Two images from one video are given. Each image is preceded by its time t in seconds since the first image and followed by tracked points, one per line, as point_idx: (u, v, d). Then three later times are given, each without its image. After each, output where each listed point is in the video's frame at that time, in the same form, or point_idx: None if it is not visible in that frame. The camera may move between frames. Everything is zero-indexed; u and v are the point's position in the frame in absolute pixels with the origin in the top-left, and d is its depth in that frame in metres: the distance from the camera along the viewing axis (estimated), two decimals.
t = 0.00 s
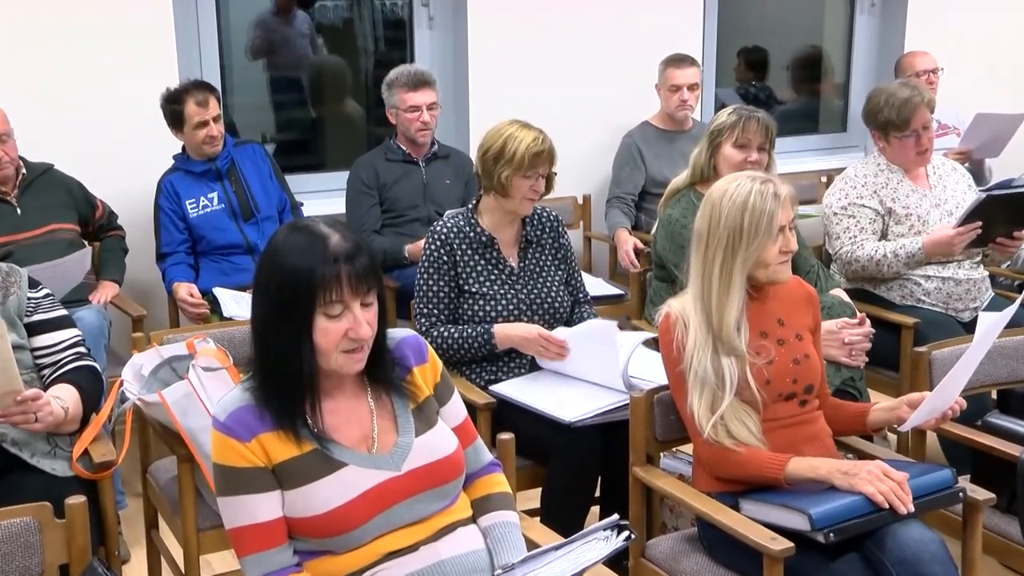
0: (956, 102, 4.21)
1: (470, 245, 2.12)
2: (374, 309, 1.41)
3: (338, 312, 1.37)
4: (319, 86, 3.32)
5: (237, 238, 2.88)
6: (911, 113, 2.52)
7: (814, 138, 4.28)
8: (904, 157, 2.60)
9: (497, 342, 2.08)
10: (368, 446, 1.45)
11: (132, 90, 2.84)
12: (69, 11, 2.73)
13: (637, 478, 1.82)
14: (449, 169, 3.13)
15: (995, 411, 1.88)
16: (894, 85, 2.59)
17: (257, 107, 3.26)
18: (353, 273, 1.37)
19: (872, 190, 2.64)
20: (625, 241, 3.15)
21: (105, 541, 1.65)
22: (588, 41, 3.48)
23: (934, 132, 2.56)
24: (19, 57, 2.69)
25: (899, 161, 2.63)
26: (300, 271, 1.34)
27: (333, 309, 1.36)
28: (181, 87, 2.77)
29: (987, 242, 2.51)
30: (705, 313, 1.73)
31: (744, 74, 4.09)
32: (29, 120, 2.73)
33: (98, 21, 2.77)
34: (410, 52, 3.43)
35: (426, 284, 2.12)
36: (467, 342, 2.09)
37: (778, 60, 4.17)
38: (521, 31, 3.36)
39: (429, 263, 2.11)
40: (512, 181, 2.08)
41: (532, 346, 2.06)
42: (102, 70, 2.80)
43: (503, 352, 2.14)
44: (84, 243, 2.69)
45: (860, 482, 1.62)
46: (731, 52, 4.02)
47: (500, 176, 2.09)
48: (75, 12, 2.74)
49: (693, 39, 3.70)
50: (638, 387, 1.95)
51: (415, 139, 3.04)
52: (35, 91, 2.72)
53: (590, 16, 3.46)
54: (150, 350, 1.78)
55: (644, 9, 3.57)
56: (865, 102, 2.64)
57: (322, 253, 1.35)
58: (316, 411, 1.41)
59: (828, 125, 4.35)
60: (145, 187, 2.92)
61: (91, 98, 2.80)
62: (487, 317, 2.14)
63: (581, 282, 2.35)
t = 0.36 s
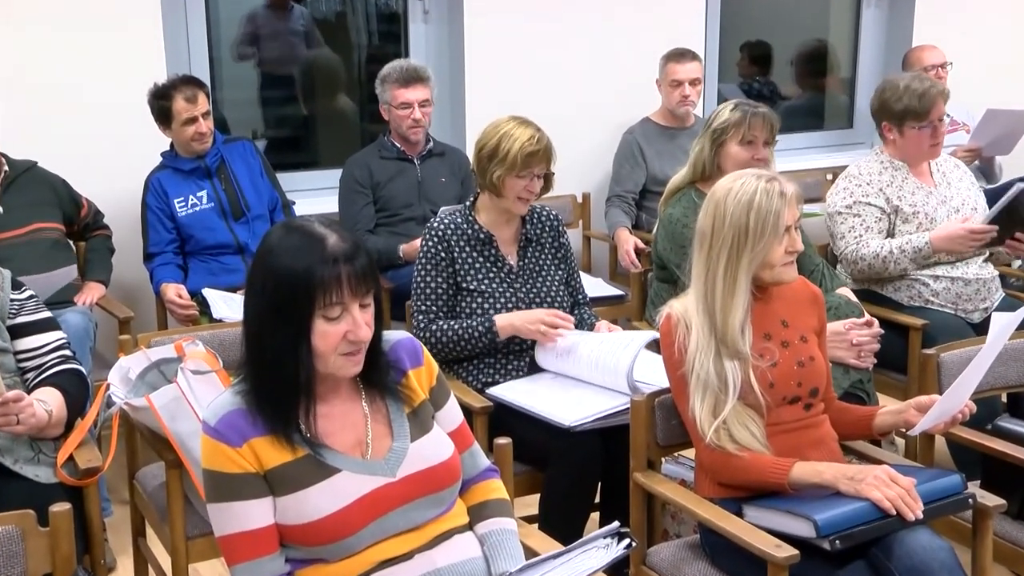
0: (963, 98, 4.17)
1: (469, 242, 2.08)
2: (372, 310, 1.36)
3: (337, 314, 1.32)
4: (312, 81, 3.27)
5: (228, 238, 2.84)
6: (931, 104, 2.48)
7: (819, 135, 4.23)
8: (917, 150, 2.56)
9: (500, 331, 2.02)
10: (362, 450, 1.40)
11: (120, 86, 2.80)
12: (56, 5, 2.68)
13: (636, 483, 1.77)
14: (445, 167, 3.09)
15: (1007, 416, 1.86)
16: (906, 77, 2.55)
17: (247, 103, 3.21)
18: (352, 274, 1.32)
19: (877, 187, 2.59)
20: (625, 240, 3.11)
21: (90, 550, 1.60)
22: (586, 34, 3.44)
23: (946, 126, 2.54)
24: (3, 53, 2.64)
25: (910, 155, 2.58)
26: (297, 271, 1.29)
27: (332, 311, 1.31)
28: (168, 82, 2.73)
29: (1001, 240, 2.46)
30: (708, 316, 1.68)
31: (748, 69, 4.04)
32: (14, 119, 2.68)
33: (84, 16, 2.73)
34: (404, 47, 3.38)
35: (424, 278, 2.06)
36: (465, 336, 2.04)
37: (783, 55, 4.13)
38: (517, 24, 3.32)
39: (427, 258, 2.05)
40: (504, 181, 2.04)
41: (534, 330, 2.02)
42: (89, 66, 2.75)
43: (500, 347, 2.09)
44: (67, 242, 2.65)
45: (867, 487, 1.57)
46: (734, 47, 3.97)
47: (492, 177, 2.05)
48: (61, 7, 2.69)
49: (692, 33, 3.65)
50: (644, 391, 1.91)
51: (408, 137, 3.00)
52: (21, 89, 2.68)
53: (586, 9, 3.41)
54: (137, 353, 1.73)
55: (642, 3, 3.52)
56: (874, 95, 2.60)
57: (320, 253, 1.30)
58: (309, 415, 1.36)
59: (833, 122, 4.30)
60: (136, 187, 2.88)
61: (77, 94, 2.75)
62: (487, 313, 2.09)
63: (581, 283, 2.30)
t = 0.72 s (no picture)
0: (969, 95, 4.13)
1: (471, 241, 2.05)
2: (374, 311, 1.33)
3: (339, 315, 1.28)
4: (308, 78, 3.25)
5: (222, 238, 2.81)
6: (929, 102, 2.47)
7: (824, 133, 4.20)
8: (909, 149, 2.54)
9: (505, 341, 2.01)
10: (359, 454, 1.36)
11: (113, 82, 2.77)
12: None
13: (638, 487, 1.73)
14: (443, 165, 3.06)
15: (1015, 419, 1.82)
16: (898, 76, 2.54)
17: (242, 100, 3.18)
18: (355, 274, 1.29)
19: (862, 194, 2.56)
20: (626, 241, 3.08)
21: (81, 556, 1.58)
22: (586, 31, 3.41)
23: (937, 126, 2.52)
24: None
25: (901, 153, 2.55)
26: (297, 273, 1.25)
27: (335, 312, 1.28)
28: (161, 79, 2.70)
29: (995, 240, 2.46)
30: (710, 318, 1.65)
31: (752, 65, 4.01)
32: (6, 116, 2.66)
33: (75, 13, 2.70)
34: (402, 43, 3.35)
35: (425, 278, 2.03)
36: (469, 341, 2.01)
37: (787, 52, 4.09)
38: (516, 20, 3.29)
39: (428, 259, 2.02)
40: (505, 182, 2.01)
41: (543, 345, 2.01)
42: (82, 62, 2.73)
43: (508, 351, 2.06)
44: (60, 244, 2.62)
45: (873, 491, 1.54)
46: (739, 43, 3.94)
47: (492, 177, 2.02)
48: (50, 4, 2.66)
49: (694, 29, 3.62)
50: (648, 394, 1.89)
51: (405, 134, 2.96)
52: (11, 88, 2.65)
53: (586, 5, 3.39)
54: (130, 356, 1.69)
55: None
56: (866, 93, 2.58)
57: (320, 254, 1.26)
58: (307, 419, 1.33)
59: (839, 119, 4.27)
60: (130, 185, 2.86)
61: (70, 90, 2.72)
62: (488, 316, 2.06)
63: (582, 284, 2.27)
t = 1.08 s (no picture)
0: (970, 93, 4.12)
1: (464, 241, 2.04)
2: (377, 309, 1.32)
3: (344, 313, 1.28)
4: (305, 76, 3.24)
5: (218, 237, 2.80)
6: (923, 97, 2.46)
7: (824, 130, 4.19)
8: (904, 145, 2.52)
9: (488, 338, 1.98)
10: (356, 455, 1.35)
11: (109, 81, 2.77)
12: None
13: (637, 487, 1.72)
14: (442, 164, 3.04)
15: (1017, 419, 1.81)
16: (891, 74, 2.54)
17: (240, 99, 3.17)
18: (359, 271, 1.28)
19: (858, 192, 2.56)
20: (627, 240, 3.06)
21: (76, 557, 1.56)
22: (585, 29, 3.40)
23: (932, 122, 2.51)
24: None
25: (897, 150, 2.54)
26: (303, 273, 1.24)
27: (341, 310, 1.27)
28: (157, 77, 2.69)
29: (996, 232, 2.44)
30: (712, 318, 1.64)
31: (752, 63, 4.00)
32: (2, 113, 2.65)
33: (69, 12, 2.68)
34: (399, 41, 3.34)
35: (417, 280, 2.02)
36: (464, 341, 1.99)
37: (788, 49, 4.08)
38: (514, 19, 3.28)
39: (420, 260, 2.01)
40: (504, 181, 2.00)
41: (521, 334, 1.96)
42: (78, 59, 2.72)
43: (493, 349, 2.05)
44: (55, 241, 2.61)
45: (875, 492, 1.52)
46: (740, 40, 3.93)
47: (491, 177, 2.01)
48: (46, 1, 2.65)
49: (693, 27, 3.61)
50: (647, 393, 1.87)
51: (404, 133, 2.96)
52: (6, 87, 2.64)
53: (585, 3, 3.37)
54: (126, 356, 1.69)
55: None
56: (859, 90, 2.57)
57: (321, 255, 1.25)
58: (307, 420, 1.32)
59: (839, 117, 4.25)
60: (126, 184, 2.85)
61: (65, 88, 2.71)
62: (482, 315, 2.05)
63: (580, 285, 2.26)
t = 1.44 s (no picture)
0: (968, 92, 4.12)
1: (466, 241, 2.04)
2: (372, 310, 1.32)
3: (338, 316, 1.27)
4: (305, 76, 3.23)
5: (218, 237, 2.79)
6: (937, 92, 2.48)
7: (823, 129, 4.19)
8: (915, 139, 2.51)
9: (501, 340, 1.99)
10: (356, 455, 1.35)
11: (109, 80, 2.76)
12: None
13: (637, 487, 1.72)
14: (441, 163, 3.04)
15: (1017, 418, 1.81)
16: (903, 69, 2.54)
17: (239, 98, 3.17)
18: (353, 272, 1.28)
19: (856, 194, 2.55)
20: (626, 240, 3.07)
21: (76, 557, 1.56)
22: (584, 29, 3.40)
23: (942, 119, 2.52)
24: None
25: (907, 144, 2.53)
26: (297, 273, 1.24)
27: (335, 312, 1.27)
28: (156, 77, 2.68)
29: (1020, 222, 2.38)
30: (710, 317, 1.64)
31: (752, 62, 4.00)
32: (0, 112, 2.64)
33: (69, 11, 2.68)
34: (399, 41, 3.34)
35: (421, 279, 2.02)
36: (465, 340, 2.00)
37: (787, 48, 4.08)
38: (514, 19, 3.28)
39: (425, 257, 2.01)
40: (499, 180, 2.00)
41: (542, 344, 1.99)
42: (77, 59, 2.71)
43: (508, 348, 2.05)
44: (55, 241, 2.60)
45: (874, 491, 1.52)
46: (739, 40, 3.93)
47: (486, 175, 2.01)
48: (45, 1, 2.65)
49: (693, 27, 3.61)
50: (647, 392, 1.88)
51: (403, 132, 2.95)
52: (4, 87, 2.63)
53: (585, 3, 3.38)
54: (126, 356, 1.69)
55: None
56: (871, 85, 2.58)
57: (318, 255, 1.25)
58: (305, 420, 1.32)
59: (838, 116, 4.26)
60: (125, 184, 2.84)
61: (64, 88, 2.71)
62: (484, 315, 2.05)
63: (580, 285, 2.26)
